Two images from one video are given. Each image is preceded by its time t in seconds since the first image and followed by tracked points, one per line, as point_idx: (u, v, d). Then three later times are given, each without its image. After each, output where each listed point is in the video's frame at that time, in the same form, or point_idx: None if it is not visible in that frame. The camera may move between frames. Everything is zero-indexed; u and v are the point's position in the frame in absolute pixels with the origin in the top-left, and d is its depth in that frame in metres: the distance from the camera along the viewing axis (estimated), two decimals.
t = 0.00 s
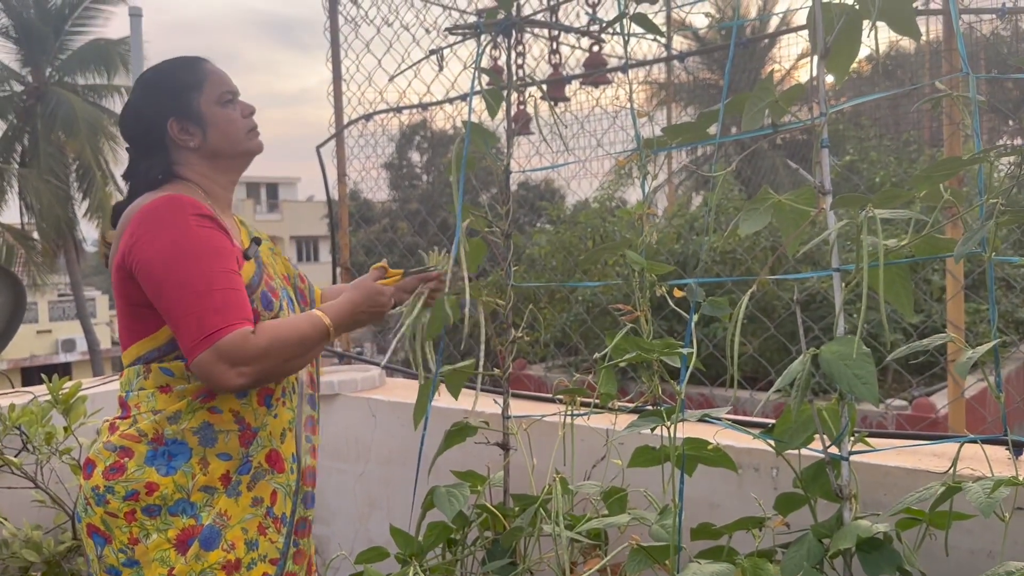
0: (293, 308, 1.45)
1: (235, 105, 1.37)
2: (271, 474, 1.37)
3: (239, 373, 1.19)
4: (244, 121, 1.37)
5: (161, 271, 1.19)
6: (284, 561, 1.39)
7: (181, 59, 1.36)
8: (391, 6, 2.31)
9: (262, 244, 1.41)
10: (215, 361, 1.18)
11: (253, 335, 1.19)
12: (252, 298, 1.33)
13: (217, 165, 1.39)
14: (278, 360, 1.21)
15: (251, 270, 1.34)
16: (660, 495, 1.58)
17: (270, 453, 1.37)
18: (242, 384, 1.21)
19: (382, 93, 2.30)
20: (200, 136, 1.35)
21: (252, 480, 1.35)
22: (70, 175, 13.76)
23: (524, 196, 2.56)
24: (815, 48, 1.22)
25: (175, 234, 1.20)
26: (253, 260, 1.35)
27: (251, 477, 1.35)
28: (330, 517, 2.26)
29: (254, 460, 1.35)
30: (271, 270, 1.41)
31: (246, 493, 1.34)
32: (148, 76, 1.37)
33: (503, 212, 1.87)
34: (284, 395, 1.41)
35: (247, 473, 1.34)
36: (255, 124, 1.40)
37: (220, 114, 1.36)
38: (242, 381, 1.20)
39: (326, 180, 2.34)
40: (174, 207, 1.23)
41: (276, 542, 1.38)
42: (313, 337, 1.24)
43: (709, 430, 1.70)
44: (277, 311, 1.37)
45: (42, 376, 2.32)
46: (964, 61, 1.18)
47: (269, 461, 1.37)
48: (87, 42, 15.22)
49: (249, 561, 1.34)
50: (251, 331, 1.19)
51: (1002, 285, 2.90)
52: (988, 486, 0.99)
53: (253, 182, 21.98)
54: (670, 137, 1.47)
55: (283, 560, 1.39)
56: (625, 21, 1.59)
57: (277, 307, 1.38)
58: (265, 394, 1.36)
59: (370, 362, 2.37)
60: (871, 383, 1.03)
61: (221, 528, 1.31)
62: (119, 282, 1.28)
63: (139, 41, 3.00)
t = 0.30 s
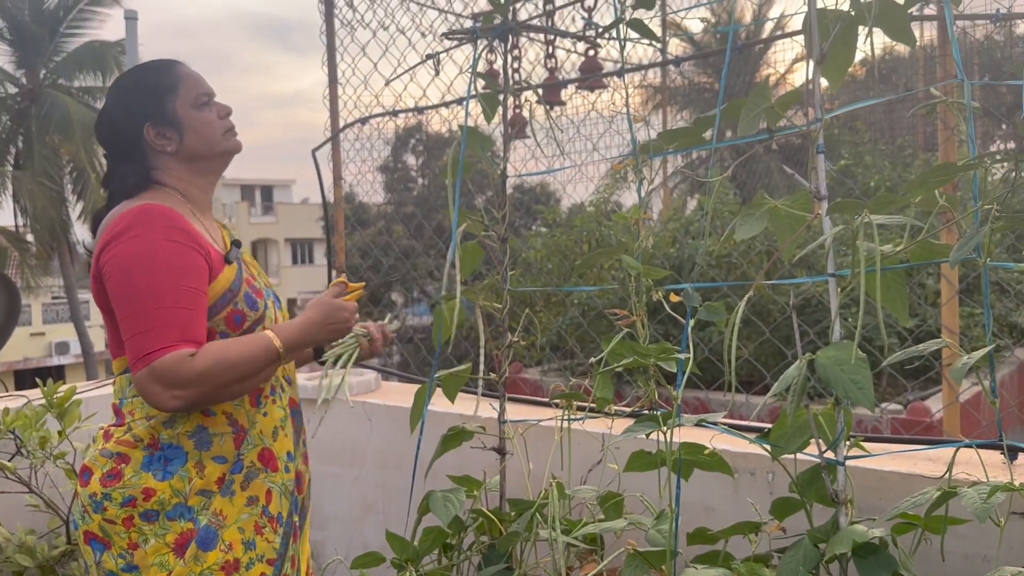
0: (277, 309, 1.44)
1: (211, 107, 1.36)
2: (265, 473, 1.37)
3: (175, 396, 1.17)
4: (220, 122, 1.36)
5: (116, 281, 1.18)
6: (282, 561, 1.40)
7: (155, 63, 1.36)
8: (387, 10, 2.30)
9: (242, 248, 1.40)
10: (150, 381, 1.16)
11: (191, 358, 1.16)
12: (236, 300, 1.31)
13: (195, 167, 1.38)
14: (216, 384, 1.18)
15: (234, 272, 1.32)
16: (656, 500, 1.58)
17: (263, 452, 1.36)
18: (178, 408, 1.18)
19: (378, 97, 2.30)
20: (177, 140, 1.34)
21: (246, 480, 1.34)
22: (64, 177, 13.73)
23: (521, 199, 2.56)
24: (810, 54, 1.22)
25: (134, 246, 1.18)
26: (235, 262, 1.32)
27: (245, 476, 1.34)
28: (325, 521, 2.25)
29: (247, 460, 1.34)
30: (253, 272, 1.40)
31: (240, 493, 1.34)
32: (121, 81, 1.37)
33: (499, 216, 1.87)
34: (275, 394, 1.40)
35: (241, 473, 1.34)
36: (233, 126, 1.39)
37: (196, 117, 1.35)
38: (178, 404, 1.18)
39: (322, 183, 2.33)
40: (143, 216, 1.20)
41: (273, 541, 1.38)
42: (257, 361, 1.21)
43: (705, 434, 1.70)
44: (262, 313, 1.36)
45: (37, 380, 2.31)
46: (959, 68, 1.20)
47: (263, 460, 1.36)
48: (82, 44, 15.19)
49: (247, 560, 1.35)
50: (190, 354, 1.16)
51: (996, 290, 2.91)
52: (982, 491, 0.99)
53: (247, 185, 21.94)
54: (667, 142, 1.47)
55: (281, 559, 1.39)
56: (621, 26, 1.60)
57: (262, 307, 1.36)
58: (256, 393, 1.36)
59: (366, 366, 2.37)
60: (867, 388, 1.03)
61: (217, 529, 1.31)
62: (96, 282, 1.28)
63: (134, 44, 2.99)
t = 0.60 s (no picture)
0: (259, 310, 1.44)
1: (195, 112, 1.37)
2: (249, 476, 1.37)
3: (148, 401, 1.17)
4: (204, 128, 1.36)
5: (99, 284, 1.17)
6: (268, 564, 1.40)
7: (137, 69, 1.36)
8: (380, 13, 2.31)
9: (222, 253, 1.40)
10: (129, 386, 1.16)
11: (171, 364, 1.17)
12: (220, 301, 1.31)
13: (179, 172, 1.38)
14: (192, 392, 1.19)
15: (218, 275, 1.32)
16: (647, 503, 1.59)
17: (246, 455, 1.37)
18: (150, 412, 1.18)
19: (370, 100, 2.30)
20: (161, 144, 1.34)
21: (231, 482, 1.35)
22: (55, 177, 13.66)
23: (513, 202, 2.57)
24: (800, 62, 1.23)
25: (118, 249, 1.18)
26: (217, 266, 1.33)
27: (230, 479, 1.35)
28: (317, 524, 2.25)
29: (231, 462, 1.35)
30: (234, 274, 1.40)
31: (225, 496, 1.34)
32: (103, 89, 1.37)
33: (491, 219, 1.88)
34: (256, 396, 1.41)
35: (225, 476, 1.34)
36: (217, 131, 1.39)
37: (180, 122, 1.36)
38: (153, 411, 1.18)
39: (314, 186, 2.33)
40: (128, 219, 1.21)
41: (258, 544, 1.39)
42: (236, 371, 1.22)
43: (696, 438, 1.71)
44: (245, 314, 1.36)
45: (27, 383, 2.31)
46: (948, 77, 1.17)
47: (247, 463, 1.37)
48: (73, 43, 15.12)
49: (232, 563, 1.35)
50: (170, 360, 1.17)
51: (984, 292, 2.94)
52: (970, 496, 1.00)
53: (239, 185, 21.88)
54: (658, 148, 1.48)
55: (267, 562, 1.40)
56: (613, 31, 1.60)
57: (246, 308, 1.37)
58: (239, 396, 1.36)
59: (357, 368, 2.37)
60: (856, 393, 1.03)
61: (203, 532, 1.31)
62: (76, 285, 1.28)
63: (126, 45, 2.99)
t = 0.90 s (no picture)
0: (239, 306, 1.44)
1: (169, 113, 1.36)
2: (234, 474, 1.37)
3: (139, 398, 1.17)
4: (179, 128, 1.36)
5: (76, 286, 1.17)
6: (254, 562, 1.40)
7: (110, 70, 1.36)
8: (369, 12, 2.31)
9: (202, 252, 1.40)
10: (118, 384, 1.16)
11: (155, 358, 1.17)
12: (199, 299, 1.31)
13: (153, 173, 1.37)
14: (180, 384, 1.19)
15: (196, 274, 1.32)
16: (633, 503, 1.60)
17: (230, 453, 1.36)
18: (142, 409, 1.18)
19: (359, 99, 2.30)
20: (135, 145, 1.34)
21: (215, 481, 1.34)
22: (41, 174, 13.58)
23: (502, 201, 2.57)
24: (786, 66, 1.23)
25: (93, 249, 1.18)
26: (195, 264, 1.33)
27: (214, 477, 1.34)
28: (305, 524, 2.25)
29: (215, 461, 1.34)
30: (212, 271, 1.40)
31: (209, 494, 1.34)
32: (74, 90, 1.36)
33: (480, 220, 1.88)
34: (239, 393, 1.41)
35: (209, 475, 1.34)
36: (192, 132, 1.39)
37: (153, 122, 1.35)
38: (143, 405, 1.18)
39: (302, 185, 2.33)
40: (101, 220, 1.20)
41: (244, 543, 1.39)
42: (222, 359, 1.22)
43: (682, 439, 1.72)
44: (224, 310, 1.36)
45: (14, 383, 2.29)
46: (931, 82, 1.19)
47: (231, 462, 1.37)
48: (60, 39, 15.02)
49: (218, 562, 1.35)
50: (154, 354, 1.17)
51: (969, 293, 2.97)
52: (952, 497, 1.01)
53: (227, 183, 21.79)
54: (646, 150, 1.49)
55: (253, 561, 1.40)
56: (602, 34, 1.61)
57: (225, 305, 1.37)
58: (222, 394, 1.36)
59: (346, 368, 2.37)
60: (840, 394, 1.04)
61: (187, 531, 1.31)
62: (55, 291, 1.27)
63: (113, 43, 2.97)
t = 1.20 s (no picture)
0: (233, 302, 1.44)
1: (155, 107, 1.35)
2: (231, 466, 1.35)
3: (208, 344, 1.13)
4: (164, 123, 1.35)
5: (95, 283, 1.17)
6: (250, 551, 1.39)
7: (96, 59, 1.34)
8: (358, 6, 2.29)
9: (186, 243, 1.39)
10: (178, 340, 1.12)
11: (206, 301, 1.13)
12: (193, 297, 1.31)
13: (136, 168, 1.37)
14: (245, 311, 1.14)
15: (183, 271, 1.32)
16: (621, 499, 1.61)
17: (229, 446, 1.35)
18: (215, 355, 1.14)
19: (348, 93, 2.29)
20: (119, 139, 1.33)
21: (211, 474, 1.33)
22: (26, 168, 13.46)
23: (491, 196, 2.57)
24: (774, 63, 1.24)
25: (97, 241, 1.17)
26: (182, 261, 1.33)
27: (211, 471, 1.33)
28: (292, 520, 2.24)
29: (213, 454, 1.33)
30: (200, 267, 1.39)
31: (206, 488, 1.32)
32: (58, 76, 1.34)
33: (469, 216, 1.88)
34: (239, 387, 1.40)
35: (206, 468, 1.32)
36: (177, 126, 1.38)
37: (139, 115, 1.34)
38: (221, 346, 1.14)
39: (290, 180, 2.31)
40: (89, 216, 1.20)
41: (240, 532, 1.37)
42: (276, 277, 1.17)
43: (669, 434, 1.73)
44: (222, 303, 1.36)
45: None
46: (919, 79, 1.16)
47: (229, 454, 1.35)
48: (46, 32, 14.90)
49: (213, 554, 1.33)
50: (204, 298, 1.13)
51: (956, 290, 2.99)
52: (937, 492, 1.01)
53: (214, 178, 21.68)
54: (635, 147, 1.49)
55: (249, 550, 1.38)
56: (590, 30, 1.60)
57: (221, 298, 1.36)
58: (222, 389, 1.35)
59: (333, 364, 2.36)
60: (826, 389, 1.04)
61: (181, 525, 1.30)
62: (57, 309, 1.25)
63: (99, 36, 2.95)
